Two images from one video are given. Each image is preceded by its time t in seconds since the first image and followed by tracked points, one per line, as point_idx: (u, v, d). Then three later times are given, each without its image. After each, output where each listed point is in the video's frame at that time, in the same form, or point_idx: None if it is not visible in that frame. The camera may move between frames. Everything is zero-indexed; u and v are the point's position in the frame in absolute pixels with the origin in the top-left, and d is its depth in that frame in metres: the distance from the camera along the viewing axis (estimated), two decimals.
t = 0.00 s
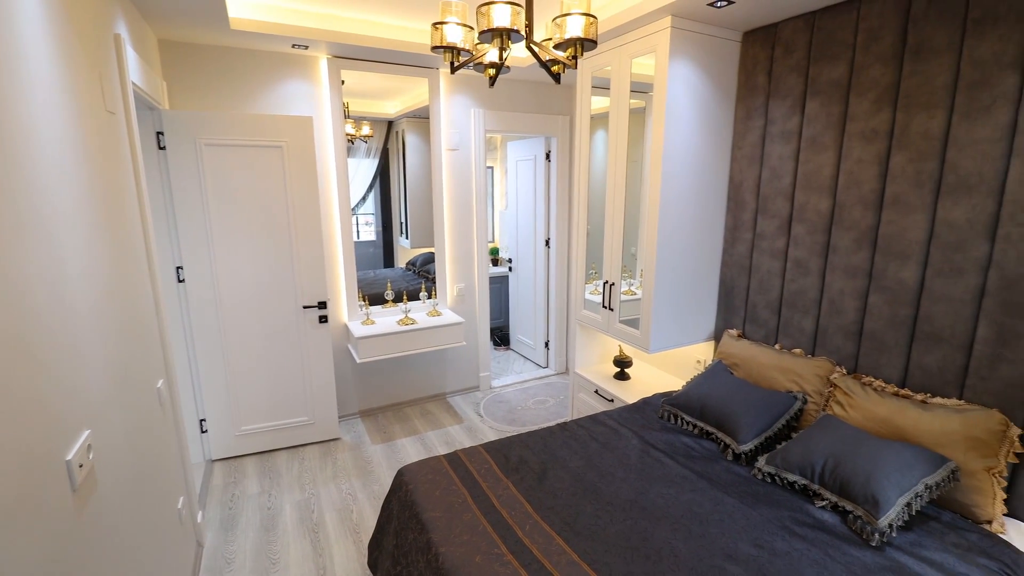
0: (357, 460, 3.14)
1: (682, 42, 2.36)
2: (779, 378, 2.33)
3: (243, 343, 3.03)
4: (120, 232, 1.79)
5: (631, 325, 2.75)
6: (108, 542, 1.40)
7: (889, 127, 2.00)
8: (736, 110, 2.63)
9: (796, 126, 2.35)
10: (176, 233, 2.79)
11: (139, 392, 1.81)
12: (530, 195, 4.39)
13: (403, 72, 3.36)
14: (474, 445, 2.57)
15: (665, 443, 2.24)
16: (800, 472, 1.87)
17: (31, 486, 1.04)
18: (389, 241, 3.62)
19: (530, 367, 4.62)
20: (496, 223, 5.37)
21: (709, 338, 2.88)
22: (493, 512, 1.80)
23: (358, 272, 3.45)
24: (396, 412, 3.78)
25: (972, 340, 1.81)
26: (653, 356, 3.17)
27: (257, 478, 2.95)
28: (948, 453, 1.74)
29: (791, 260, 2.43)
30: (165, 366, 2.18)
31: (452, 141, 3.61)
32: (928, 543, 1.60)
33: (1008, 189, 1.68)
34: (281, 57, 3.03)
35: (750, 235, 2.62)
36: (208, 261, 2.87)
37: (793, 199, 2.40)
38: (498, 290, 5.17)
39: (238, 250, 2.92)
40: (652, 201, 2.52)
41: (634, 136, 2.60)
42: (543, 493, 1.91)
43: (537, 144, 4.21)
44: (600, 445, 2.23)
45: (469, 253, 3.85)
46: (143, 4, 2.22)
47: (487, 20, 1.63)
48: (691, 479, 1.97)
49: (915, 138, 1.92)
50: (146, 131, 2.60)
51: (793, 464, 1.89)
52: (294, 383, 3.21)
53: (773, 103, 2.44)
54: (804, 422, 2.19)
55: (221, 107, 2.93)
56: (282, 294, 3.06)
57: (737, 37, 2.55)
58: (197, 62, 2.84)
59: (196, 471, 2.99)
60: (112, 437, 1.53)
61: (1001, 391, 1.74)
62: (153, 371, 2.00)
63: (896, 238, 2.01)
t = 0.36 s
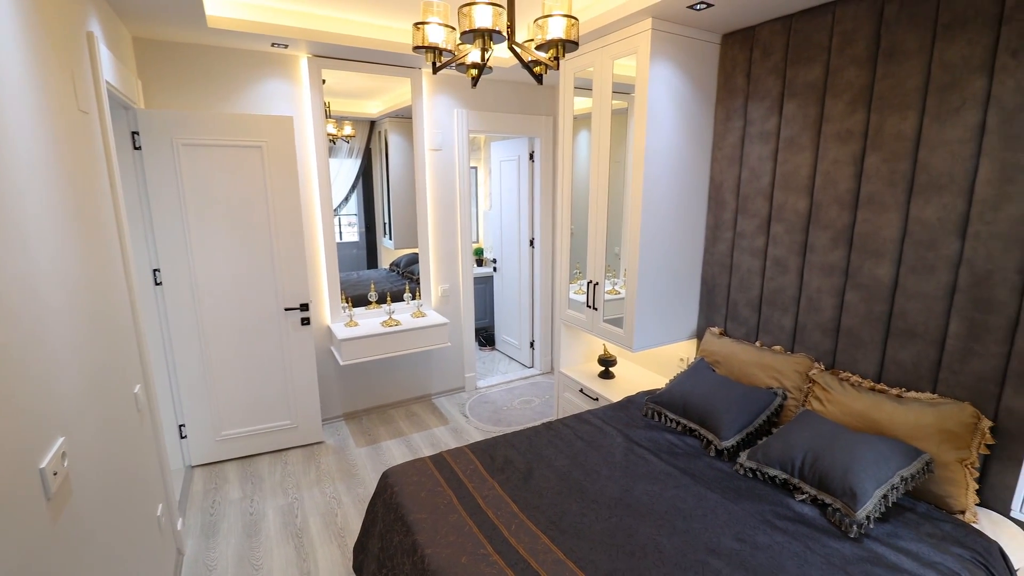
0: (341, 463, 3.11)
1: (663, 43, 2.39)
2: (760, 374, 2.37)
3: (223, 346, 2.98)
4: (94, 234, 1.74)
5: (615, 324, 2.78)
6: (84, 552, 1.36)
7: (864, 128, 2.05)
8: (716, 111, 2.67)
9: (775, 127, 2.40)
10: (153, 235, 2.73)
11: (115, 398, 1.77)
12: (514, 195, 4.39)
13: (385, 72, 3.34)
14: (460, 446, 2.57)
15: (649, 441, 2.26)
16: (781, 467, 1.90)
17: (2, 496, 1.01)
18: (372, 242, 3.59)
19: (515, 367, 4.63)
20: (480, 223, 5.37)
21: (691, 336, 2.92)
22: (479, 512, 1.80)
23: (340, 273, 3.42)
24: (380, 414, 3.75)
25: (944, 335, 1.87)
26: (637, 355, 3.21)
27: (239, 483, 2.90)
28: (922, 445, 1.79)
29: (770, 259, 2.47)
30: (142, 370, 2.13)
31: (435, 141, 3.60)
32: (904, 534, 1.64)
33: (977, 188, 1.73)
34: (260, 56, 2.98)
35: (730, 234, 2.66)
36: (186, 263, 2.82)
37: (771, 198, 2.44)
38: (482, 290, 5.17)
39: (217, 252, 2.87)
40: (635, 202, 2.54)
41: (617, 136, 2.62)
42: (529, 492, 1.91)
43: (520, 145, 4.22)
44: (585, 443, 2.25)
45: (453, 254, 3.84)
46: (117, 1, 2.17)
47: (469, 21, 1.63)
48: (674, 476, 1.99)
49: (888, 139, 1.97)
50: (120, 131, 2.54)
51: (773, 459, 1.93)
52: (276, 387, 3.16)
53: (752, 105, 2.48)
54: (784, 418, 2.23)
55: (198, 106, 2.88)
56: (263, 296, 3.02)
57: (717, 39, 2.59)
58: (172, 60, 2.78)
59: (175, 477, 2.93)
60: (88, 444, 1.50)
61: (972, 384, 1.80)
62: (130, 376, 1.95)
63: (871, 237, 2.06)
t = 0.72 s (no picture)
0: (324, 467, 3.07)
1: (643, 45, 2.41)
2: (741, 372, 2.41)
3: (201, 350, 2.92)
4: (64, 235, 1.69)
5: (599, 324, 2.79)
6: (55, 563, 1.32)
7: (839, 129, 2.10)
8: (696, 112, 2.70)
9: (753, 128, 2.44)
10: (127, 237, 2.67)
11: (88, 404, 1.71)
12: (497, 196, 4.39)
13: (365, 71, 3.30)
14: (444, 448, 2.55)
15: (632, 439, 2.27)
16: (761, 462, 1.93)
17: None
18: (354, 243, 3.55)
19: (500, 368, 4.63)
20: (463, 224, 5.35)
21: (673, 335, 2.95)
22: (463, 514, 1.79)
23: (321, 275, 3.38)
24: (364, 417, 3.72)
25: (917, 331, 1.92)
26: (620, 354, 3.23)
27: (218, 490, 2.84)
28: (898, 439, 1.84)
29: (749, 258, 2.51)
30: (116, 376, 2.08)
31: (417, 141, 3.58)
32: (881, 525, 1.68)
33: (947, 187, 1.78)
34: (237, 54, 2.93)
35: (711, 234, 2.70)
36: (162, 265, 2.75)
37: (750, 198, 2.48)
38: (466, 291, 5.16)
39: (194, 254, 2.81)
40: (617, 201, 2.56)
41: (598, 137, 2.64)
42: (513, 493, 1.91)
43: (503, 145, 4.22)
44: (569, 443, 2.25)
45: (436, 254, 3.82)
46: None
47: (450, 20, 1.61)
48: (658, 473, 2.01)
49: (862, 140, 2.02)
50: (91, 130, 2.47)
51: (754, 454, 1.96)
52: (256, 391, 3.11)
53: (731, 106, 2.52)
54: (764, 414, 2.27)
55: (172, 105, 2.82)
56: (242, 298, 2.97)
57: (696, 41, 2.62)
58: (145, 58, 2.72)
59: (151, 485, 2.86)
60: (60, 451, 1.45)
61: (944, 378, 1.85)
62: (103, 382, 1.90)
63: (846, 235, 2.10)
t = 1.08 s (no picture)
0: (307, 471, 3.02)
1: (626, 45, 2.43)
2: (723, 369, 2.43)
3: (179, 354, 2.86)
4: (35, 235, 1.64)
5: (583, 323, 2.80)
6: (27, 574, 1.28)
7: (817, 129, 2.14)
8: (678, 112, 2.72)
9: (734, 128, 2.47)
10: (101, 238, 2.60)
11: (61, 410, 1.67)
12: (482, 196, 4.38)
13: (347, 70, 3.27)
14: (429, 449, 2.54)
15: (618, 437, 2.29)
16: (744, 458, 1.96)
17: None
18: (337, 244, 3.51)
19: (485, 368, 4.62)
20: (448, 224, 5.33)
21: (657, 333, 2.97)
22: (449, 515, 1.78)
23: (304, 276, 3.33)
24: (348, 420, 3.68)
25: (894, 327, 1.96)
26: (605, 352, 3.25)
27: (199, 496, 2.79)
28: (876, 433, 1.87)
29: (731, 256, 2.54)
30: (90, 381, 2.02)
31: (400, 141, 3.55)
32: (861, 518, 1.72)
33: (922, 187, 1.83)
34: (214, 51, 2.88)
35: (693, 233, 2.72)
36: (138, 267, 2.69)
37: (731, 198, 2.51)
38: (451, 291, 5.14)
39: (171, 256, 2.75)
40: (601, 201, 2.57)
41: (582, 137, 2.65)
42: (499, 493, 1.90)
43: (487, 145, 4.22)
44: (555, 442, 2.26)
45: (420, 254, 3.80)
46: None
47: (432, 18, 1.60)
48: (643, 471, 2.02)
49: (839, 140, 2.05)
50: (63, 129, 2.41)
51: (737, 450, 1.98)
52: (236, 394, 3.05)
53: (712, 106, 2.55)
54: (746, 410, 2.30)
55: (147, 103, 2.76)
56: (222, 300, 2.91)
57: (678, 42, 2.64)
58: (119, 55, 2.65)
59: (128, 493, 2.79)
60: (31, 459, 1.41)
61: (920, 373, 1.89)
62: (77, 388, 1.85)
63: (825, 234, 2.14)
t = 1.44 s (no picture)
0: (290, 476, 2.98)
1: (608, 45, 2.44)
2: (707, 366, 2.46)
3: (156, 358, 2.79)
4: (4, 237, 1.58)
5: (568, 322, 2.81)
6: None
7: (796, 129, 2.17)
8: (661, 111, 2.74)
9: (715, 128, 2.49)
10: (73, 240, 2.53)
11: (32, 417, 1.61)
12: (466, 195, 4.36)
13: (328, 68, 3.23)
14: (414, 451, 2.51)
15: (603, 435, 2.29)
16: (728, 454, 1.98)
17: None
18: (319, 245, 3.46)
19: (471, 369, 4.60)
20: (432, 224, 5.31)
21: (642, 332, 2.99)
22: (435, 518, 1.76)
23: (285, 278, 3.28)
24: (331, 423, 3.63)
25: (872, 323, 2.00)
26: (590, 351, 3.26)
27: (178, 503, 2.72)
28: (856, 427, 1.91)
29: (713, 255, 2.57)
30: (62, 387, 1.95)
31: (383, 140, 3.52)
32: (842, 511, 1.74)
33: (898, 186, 1.87)
34: (191, 48, 2.82)
35: (676, 232, 2.75)
36: (112, 269, 2.62)
37: (713, 197, 2.54)
38: (436, 292, 5.11)
39: (147, 257, 2.69)
40: (585, 201, 2.58)
41: (565, 136, 2.65)
42: (485, 494, 1.89)
43: (471, 144, 4.20)
44: (541, 442, 2.25)
45: (403, 255, 3.77)
46: None
47: (413, 16, 1.58)
48: (628, 469, 2.03)
49: (818, 140, 2.09)
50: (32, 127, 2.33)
51: (721, 447, 2.00)
52: (216, 399, 2.99)
53: (694, 106, 2.57)
54: (730, 407, 2.32)
55: (120, 101, 2.68)
56: (200, 303, 2.85)
57: (659, 42, 2.66)
58: (90, 51, 2.57)
59: (103, 502, 2.71)
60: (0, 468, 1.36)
61: (897, 368, 1.93)
62: (49, 395, 1.79)
63: (804, 232, 2.18)
